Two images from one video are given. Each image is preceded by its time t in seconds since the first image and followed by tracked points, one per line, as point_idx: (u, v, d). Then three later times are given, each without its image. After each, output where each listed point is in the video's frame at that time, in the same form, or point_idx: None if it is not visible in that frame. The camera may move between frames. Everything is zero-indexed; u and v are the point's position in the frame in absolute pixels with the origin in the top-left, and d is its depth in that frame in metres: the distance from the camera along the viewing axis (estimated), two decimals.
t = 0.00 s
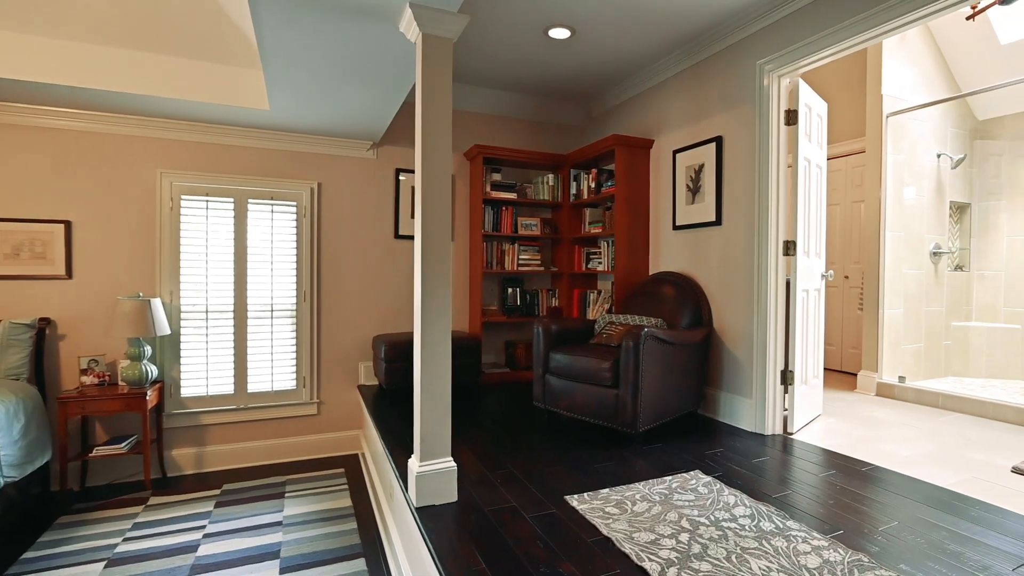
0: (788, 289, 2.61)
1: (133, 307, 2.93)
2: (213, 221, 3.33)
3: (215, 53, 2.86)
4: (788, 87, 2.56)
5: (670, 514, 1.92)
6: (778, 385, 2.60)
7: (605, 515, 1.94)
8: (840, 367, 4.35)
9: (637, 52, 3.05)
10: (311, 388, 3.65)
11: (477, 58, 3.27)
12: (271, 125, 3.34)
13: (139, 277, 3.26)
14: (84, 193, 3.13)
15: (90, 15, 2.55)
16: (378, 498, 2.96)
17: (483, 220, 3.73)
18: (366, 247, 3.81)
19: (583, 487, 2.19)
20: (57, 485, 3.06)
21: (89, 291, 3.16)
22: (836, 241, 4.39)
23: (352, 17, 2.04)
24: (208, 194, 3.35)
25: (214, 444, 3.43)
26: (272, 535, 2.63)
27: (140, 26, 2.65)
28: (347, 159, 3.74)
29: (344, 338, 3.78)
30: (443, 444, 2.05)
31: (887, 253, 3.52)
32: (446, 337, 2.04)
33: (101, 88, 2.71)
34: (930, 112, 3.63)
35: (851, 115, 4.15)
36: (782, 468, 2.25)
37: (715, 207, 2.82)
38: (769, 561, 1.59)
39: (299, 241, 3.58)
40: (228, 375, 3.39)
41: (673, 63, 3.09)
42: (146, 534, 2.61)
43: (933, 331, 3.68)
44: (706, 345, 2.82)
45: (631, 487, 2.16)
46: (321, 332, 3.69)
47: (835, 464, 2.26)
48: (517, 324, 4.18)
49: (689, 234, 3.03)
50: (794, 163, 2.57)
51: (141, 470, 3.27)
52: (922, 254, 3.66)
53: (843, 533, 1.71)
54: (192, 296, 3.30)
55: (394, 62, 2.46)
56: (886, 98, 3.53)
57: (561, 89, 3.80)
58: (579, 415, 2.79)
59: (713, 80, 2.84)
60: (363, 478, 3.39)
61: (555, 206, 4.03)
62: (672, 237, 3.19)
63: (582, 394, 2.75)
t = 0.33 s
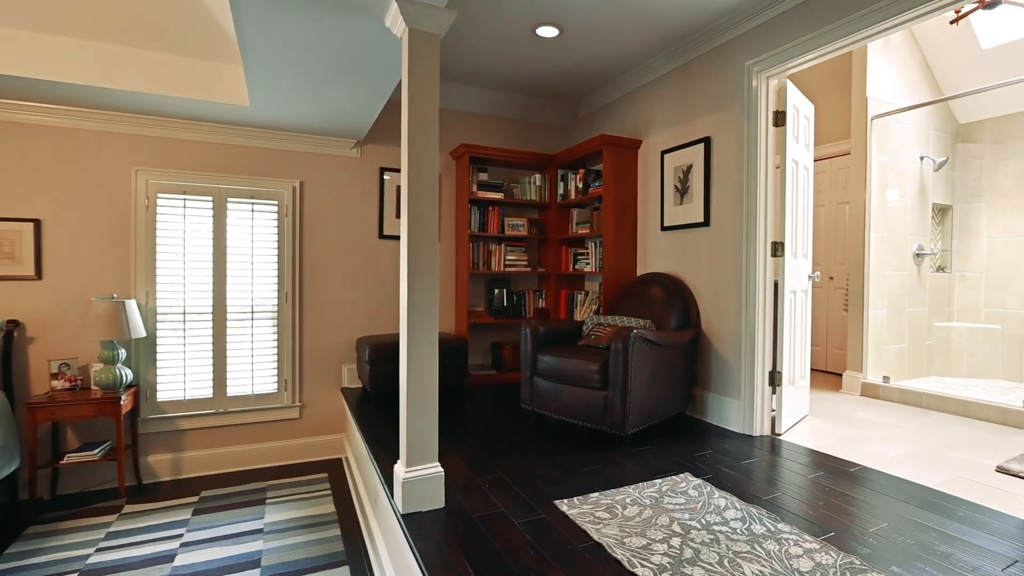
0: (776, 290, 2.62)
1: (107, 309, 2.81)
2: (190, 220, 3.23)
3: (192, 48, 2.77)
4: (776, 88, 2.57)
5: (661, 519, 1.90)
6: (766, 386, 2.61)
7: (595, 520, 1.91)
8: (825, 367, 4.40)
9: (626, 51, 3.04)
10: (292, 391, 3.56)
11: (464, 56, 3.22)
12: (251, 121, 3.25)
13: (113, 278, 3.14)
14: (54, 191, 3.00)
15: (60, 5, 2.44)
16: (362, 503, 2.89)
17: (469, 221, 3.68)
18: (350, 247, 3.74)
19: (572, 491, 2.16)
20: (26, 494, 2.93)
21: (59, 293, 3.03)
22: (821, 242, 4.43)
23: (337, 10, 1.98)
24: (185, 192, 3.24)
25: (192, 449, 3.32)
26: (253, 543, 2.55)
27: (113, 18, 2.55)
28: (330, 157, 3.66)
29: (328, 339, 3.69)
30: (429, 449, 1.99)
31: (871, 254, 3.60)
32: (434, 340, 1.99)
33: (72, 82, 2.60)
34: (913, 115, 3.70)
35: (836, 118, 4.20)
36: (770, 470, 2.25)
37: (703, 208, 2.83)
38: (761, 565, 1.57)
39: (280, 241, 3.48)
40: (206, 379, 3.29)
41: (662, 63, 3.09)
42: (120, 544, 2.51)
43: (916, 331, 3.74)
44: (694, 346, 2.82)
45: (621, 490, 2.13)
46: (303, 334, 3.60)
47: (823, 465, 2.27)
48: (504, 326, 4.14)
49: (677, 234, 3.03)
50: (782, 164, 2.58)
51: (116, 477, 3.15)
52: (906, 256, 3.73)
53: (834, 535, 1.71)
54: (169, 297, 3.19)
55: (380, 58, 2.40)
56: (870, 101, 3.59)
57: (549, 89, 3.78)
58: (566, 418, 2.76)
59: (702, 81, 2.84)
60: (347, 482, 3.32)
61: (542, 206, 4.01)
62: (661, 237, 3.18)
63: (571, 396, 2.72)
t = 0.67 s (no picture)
0: (762, 291, 2.63)
1: (75, 310, 2.69)
2: (164, 219, 3.11)
3: (164, 41, 2.66)
4: (761, 89, 2.58)
5: (650, 522, 1.87)
6: (752, 386, 2.61)
7: (583, 524, 1.88)
8: (808, 367, 4.45)
9: (611, 51, 3.03)
10: (271, 395, 3.45)
11: (449, 53, 3.18)
12: (228, 118, 3.15)
13: (82, 279, 3.00)
14: (18, 188, 2.86)
15: None
16: (343, 509, 2.81)
17: (453, 221, 3.63)
18: (330, 248, 3.65)
19: (559, 495, 2.12)
20: None
21: (24, 294, 2.89)
22: (804, 243, 4.49)
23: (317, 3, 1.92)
24: (158, 190, 3.12)
25: (166, 456, 3.20)
26: (229, 553, 2.46)
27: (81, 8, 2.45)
28: (310, 155, 3.57)
29: (307, 342, 3.60)
30: (413, 454, 1.94)
31: (853, 255, 3.66)
32: (418, 342, 1.94)
33: (36, 74, 2.48)
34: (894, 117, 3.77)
35: (819, 120, 4.25)
36: (757, 471, 2.25)
37: (689, 209, 2.83)
38: (751, 568, 1.56)
39: (258, 241, 3.38)
40: (181, 383, 3.17)
41: (648, 63, 3.08)
42: (87, 556, 2.39)
43: (896, 331, 3.81)
44: (680, 347, 2.82)
45: (608, 493, 2.11)
46: (281, 337, 3.50)
47: (808, 465, 2.27)
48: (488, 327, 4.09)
49: (663, 235, 3.03)
50: (768, 165, 2.59)
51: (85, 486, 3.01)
52: (887, 256, 3.80)
53: (822, 536, 1.70)
54: (141, 298, 3.07)
55: (363, 53, 2.33)
56: (852, 103, 3.65)
57: (535, 88, 3.75)
58: (552, 420, 2.73)
59: (687, 82, 2.85)
60: (328, 488, 3.23)
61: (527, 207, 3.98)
62: (646, 238, 3.18)
63: (556, 398, 2.69)
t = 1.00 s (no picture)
0: (746, 292, 2.64)
1: (41, 312, 2.56)
2: (135, 217, 2.99)
3: (131, 31, 2.54)
4: (746, 90, 2.59)
5: (636, 525, 1.85)
6: (736, 386, 2.62)
7: (569, 528, 1.84)
8: (790, 366, 4.51)
9: (596, 49, 3.01)
10: (248, 399, 3.35)
11: (433, 50, 3.13)
12: (202, 113, 3.04)
13: (47, 279, 2.87)
14: None
15: None
16: (323, 515, 2.73)
17: (435, 220, 3.58)
18: (310, 247, 3.56)
19: (545, 498, 2.09)
20: None
21: None
22: (785, 244, 4.55)
23: None
24: (129, 186, 3.00)
25: (137, 462, 3.08)
26: (203, 562, 2.36)
27: None
28: (288, 152, 3.47)
29: (285, 343, 3.50)
30: (395, 459, 1.88)
31: (834, 256, 3.71)
32: (400, 344, 1.88)
33: None
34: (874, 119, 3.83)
35: (800, 122, 4.31)
36: (742, 471, 2.25)
37: (673, 209, 2.84)
38: (740, 570, 1.54)
39: (233, 240, 3.28)
40: (153, 387, 3.05)
41: (634, 63, 3.08)
42: (51, 568, 2.27)
43: (875, 331, 3.88)
44: (664, 347, 2.81)
45: (594, 496, 2.08)
46: (258, 338, 3.40)
47: (792, 465, 2.28)
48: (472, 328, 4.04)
49: (647, 235, 3.03)
50: (751, 166, 2.60)
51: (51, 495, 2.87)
52: (866, 257, 3.86)
53: (807, 536, 1.70)
54: (110, 299, 2.94)
55: (343, 47, 2.26)
56: (834, 106, 3.71)
57: (519, 86, 3.71)
58: (537, 422, 2.70)
59: (672, 82, 2.85)
60: (306, 493, 3.14)
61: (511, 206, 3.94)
62: (630, 238, 3.17)
63: (541, 400, 2.66)
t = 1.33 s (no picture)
0: (732, 292, 2.64)
1: (6, 314, 2.43)
2: (106, 217, 2.88)
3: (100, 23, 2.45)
4: (732, 91, 2.59)
5: (625, 528, 1.82)
6: (723, 387, 2.62)
7: (557, 532, 1.81)
8: (774, 366, 4.56)
9: (582, 48, 2.99)
10: (225, 402, 3.25)
11: (417, 47, 3.08)
12: (177, 109, 2.94)
13: (12, 280, 2.73)
14: None
15: None
16: (304, 521, 2.66)
17: (419, 220, 3.52)
18: (291, 247, 3.47)
19: (532, 502, 2.05)
20: None
21: None
22: (770, 245, 4.59)
23: None
24: (100, 184, 2.89)
25: (109, 470, 2.96)
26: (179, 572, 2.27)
27: None
28: (267, 150, 3.38)
29: (265, 346, 3.40)
30: (379, 464, 1.83)
31: (817, 256, 3.76)
32: (384, 347, 1.83)
33: None
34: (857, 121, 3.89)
35: (784, 123, 4.36)
36: (729, 472, 2.24)
37: (659, 210, 2.83)
38: (730, 573, 1.52)
39: (211, 240, 3.18)
40: (127, 391, 2.93)
41: (620, 62, 3.07)
42: None
43: (858, 330, 3.93)
44: (651, 348, 2.80)
45: (582, 499, 2.05)
46: (237, 341, 3.30)
47: (778, 464, 2.29)
48: (456, 329, 3.99)
49: (634, 236, 3.02)
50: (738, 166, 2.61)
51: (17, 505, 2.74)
52: (849, 258, 3.92)
53: (796, 537, 1.69)
54: (80, 301, 2.83)
55: (324, 42, 2.20)
56: (817, 107, 3.77)
57: (505, 85, 3.68)
58: (523, 424, 2.66)
59: (659, 83, 2.84)
60: (287, 499, 3.06)
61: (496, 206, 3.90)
62: (617, 239, 3.16)
63: (527, 401, 2.63)
